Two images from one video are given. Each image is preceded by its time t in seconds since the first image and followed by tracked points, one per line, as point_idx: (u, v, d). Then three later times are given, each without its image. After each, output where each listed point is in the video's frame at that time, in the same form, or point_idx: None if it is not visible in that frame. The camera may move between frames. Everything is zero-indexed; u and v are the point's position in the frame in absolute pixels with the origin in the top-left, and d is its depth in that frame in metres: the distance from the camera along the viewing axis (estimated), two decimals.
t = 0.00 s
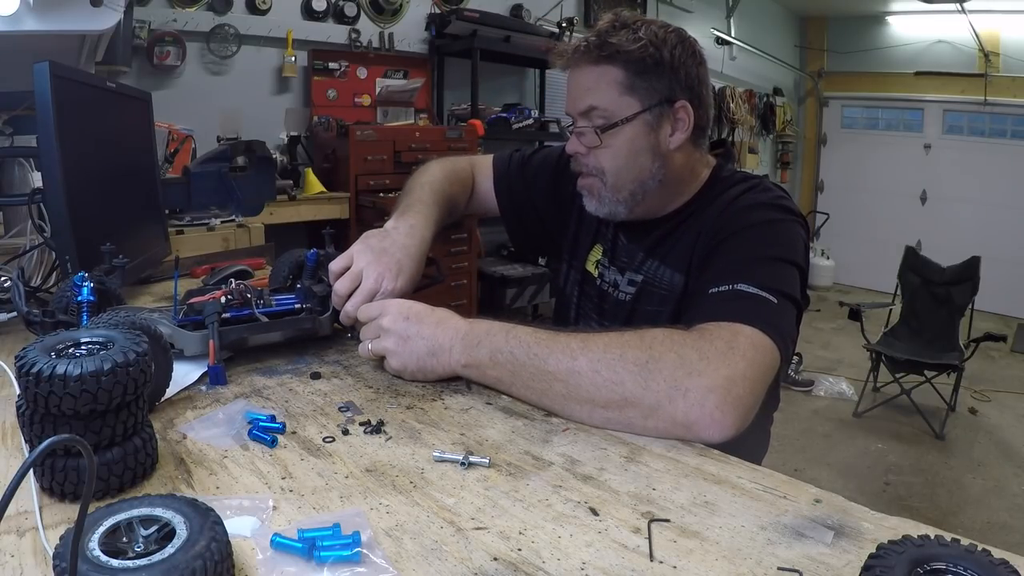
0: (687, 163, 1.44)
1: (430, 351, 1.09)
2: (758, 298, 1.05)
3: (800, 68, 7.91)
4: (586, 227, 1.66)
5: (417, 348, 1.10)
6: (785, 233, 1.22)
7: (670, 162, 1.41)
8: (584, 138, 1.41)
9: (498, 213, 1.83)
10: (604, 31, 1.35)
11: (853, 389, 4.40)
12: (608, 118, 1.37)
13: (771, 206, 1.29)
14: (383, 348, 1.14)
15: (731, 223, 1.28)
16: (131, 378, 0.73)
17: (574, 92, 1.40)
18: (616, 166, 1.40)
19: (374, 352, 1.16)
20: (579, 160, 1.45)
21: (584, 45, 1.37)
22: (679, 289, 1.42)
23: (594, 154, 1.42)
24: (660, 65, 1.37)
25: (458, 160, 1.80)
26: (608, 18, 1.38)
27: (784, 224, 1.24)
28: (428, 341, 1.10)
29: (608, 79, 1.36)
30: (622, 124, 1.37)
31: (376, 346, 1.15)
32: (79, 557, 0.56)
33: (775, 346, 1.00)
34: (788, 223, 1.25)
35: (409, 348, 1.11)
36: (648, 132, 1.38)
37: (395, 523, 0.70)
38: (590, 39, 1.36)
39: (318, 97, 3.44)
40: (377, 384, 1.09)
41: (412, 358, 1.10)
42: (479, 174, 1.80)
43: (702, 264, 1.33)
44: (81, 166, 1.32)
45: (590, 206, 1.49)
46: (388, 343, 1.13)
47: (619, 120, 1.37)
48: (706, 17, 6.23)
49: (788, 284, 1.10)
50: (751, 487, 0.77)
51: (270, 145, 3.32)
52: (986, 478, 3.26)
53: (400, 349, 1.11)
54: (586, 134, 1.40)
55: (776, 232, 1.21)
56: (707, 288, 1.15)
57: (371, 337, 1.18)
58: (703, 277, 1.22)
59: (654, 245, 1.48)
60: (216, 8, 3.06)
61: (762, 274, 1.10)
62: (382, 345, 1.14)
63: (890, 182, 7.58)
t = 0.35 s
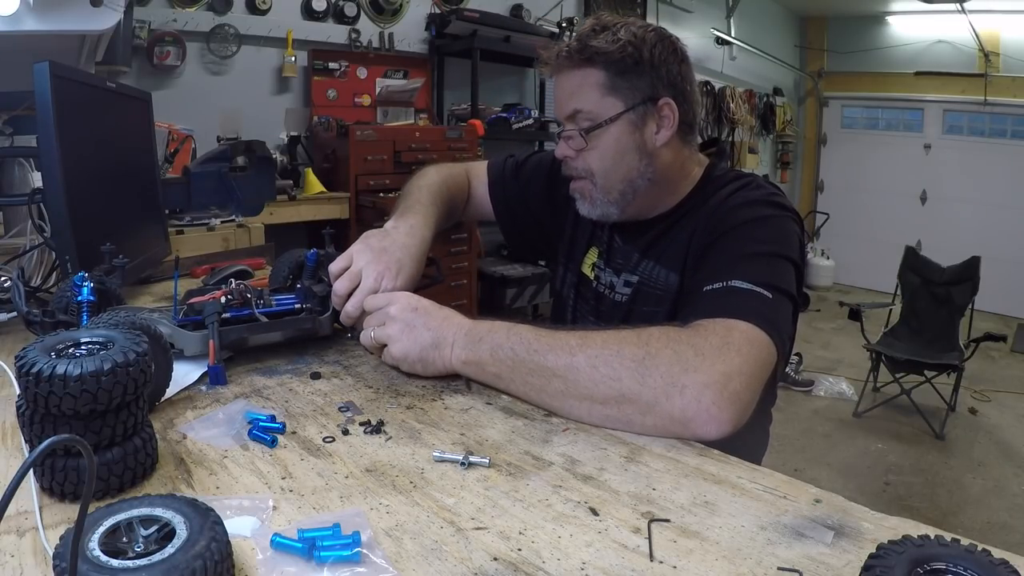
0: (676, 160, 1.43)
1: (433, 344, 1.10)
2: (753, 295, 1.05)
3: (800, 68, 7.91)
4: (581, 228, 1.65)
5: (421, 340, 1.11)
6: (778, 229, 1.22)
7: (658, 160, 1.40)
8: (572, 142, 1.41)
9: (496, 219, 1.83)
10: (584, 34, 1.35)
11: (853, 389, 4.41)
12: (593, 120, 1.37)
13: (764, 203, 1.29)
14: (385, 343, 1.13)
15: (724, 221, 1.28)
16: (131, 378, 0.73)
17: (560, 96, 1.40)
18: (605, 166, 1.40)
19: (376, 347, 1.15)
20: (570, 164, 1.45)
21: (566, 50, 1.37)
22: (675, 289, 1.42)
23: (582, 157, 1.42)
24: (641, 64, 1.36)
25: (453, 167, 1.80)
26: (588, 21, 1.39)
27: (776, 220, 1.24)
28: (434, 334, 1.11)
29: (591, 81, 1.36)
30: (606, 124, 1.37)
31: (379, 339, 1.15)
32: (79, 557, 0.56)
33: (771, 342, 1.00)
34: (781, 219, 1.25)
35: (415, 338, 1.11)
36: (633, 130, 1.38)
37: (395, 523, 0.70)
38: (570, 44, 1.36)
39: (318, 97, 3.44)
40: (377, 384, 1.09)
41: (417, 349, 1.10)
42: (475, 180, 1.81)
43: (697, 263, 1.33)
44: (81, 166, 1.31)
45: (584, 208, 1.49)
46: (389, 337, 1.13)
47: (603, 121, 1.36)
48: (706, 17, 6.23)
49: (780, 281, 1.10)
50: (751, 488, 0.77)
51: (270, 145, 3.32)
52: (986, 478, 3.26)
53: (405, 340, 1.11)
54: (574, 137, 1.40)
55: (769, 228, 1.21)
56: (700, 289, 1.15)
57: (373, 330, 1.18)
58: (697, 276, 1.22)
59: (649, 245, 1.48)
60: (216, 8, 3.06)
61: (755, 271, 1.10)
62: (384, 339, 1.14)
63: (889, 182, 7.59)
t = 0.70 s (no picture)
0: (677, 158, 1.43)
1: (438, 340, 1.10)
2: (750, 291, 1.05)
3: (800, 69, 7.91)
4: (579, 229, 1.65)
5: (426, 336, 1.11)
6: (776, 225, 1.22)
7: (658, 156, 1.41)
8: (573, 135, 1.41)
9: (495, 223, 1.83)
10: (592, 28, 1.36)
11: (853, 389, 4.41)
12: (596, 113, 1.37)
13: (762, 199, 1.29)
14: (388, 341, 1.13)
15: (722, 217, 1.28)
16: (131, 377, 0.73)
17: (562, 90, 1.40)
18: (605, 160, 1.40)
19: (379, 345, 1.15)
20: (570, 157, 1.45)
21: (572, 43, 1.38)
22: (673, 287, 1.42)
23: (584, 149, 1.42)
24: (645, 60, 1.37)
25: (452, 171, 1.81)
26: (596, 17, 1.39)
27: (774, 216, 1.24)
28: (439, 331, 1.11)
29: (595, 74, 1.36)
30: (610, 118, 1.37)
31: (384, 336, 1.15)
32: (79, 557, 0.56)
33: (769, 341, 1.00)
34: (779, 215, 1.25)
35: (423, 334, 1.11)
36: (636, 125, 1.38)
37: (395, 523, 0.70)
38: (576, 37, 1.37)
39: (318, 97, 3.44)
40: (377, 384, 1.09)
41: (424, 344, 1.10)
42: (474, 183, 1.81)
43: (695, 259, 1.33)
44: (81, 166, 1.32)
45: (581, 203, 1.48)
46: (392, 335, 1.13)
47: (607, 114, 1.37)
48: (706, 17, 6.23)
49: (777, 277, 1.10)
50: (751, 487, 0.77)
51: (270, 146, 3.32)
52: (986, 478, 3.26)
53: (411, 335, 1.12)
54: (575, 130, 1.40)
55: (766, 224, 1.21)
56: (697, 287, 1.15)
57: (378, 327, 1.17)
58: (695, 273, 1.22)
59: (648, 244, 1.48)
60: (216, 8, 3.06)
61: (752, 268, 1.10)
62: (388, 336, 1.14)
63: (889, 182, 7.59)
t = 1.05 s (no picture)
0: (688, 156, 1.46)
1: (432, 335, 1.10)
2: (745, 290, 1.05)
3: (800, 69, 7.90)
4: (576, 231, 1.65)
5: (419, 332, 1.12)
6: (775, 224, 1.21)
7: (674, 152, 1.42)
8: (592, 127, 1.39)
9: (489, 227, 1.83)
10: (616, 19, 1.35)
11: (853, 389, 4.41)
12: (620, 105, 1.36)
13: (761, 198, 1.29)
14: (383, 336, 1.13)
15: (720, 216, 1.28)
16: (131, 377, 0.73)
17: (582, 81, 1.37)
18: (626, 153, 1.39)
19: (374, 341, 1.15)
20: (586, 149, 1.43)
21: (595, 33, 1.35)
22: (672, 286, 1.42)
23: (604, 141, 1.40)
24: (666, 55, 1.38)
25: (449, 172, 1.81)
26: (614, 11, 1.40)
27: (773, 215, 1.24)
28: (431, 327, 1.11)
29: (621, 66, 1.35)
30: (636, 110, 1.37)
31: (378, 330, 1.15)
32: (79, 557, 0.56)
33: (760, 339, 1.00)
34: (778, 214, 1.25)
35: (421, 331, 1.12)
36: (658, 120, 1.39)
37: (395, 523, 0.70)
38: (602, 28, 1.35)
39: (318, 97, 3.44)
40: (377, 383, 1.09)
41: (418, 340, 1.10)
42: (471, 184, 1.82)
43: (692, 258, 1.33)
44: (81, 166, 1.32)
45: (592, 197, 1.47)
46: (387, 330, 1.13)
47: (633, 106, 1.36)
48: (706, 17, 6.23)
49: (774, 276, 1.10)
50: (751, 487, 0.77)
51: (270, 145, 3.32)
52: (986, 478, 3.26)
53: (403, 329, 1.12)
54: (596, 122, 1.38)
55: (766, 222, 1.21)
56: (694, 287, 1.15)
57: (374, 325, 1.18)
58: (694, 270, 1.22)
59: (647, 243, 1.48)
60: (216, 8, 3.06)
61: (749, 267, 1.10)
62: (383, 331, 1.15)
63: (889, 182, 7.59)
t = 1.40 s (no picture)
0: (685, 151, 1.46)
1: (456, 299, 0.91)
2: (763, 298, 1.03)
3: (799, 68, 7.90)
4: (575, 236, 1.65)
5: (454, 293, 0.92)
6: (787, 231, 1.20)
7: (671, 146, 1.42)
8: (587, 122, 1.38)
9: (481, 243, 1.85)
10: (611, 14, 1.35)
11: (853, 389, 4.41)
12: (616, 100, 1.35)
13: (771, 204, 1.27)
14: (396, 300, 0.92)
15: (730, 224, 1.26)
16: (131, 378, 0.73)
17: (578, 75, 1.36)
18: (622, 148, 1.38)
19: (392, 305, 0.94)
20: (582, 144, 1.41)
21: (591, 27, 1.35)
22: (679, 289, 1.42)
23: (600, 136, 1.39)
24: (663, 49, 1.38)
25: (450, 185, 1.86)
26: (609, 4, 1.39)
27: (784, 220, 1.22)
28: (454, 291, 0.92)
29: (617, 59, 1.34)
30: (631, 105, 1.36)
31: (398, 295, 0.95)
32: (79, 557, 0.56)
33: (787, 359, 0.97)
34: (791, 222, 1.23)
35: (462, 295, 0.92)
36: (655, 115, 1.38)
37: (395, 523, 0.70)
38: (599, 21, 1.34)
39: (318, 97, 3.44)
40: (377, 384, 1.09)
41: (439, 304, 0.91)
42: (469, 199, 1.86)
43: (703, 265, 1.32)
44: (81, 166, 1.32)
45: (590, 194, 1.46)
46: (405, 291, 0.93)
47: (629, 101, 1.35)
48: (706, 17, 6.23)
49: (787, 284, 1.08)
50: (751, 487, 0.77)
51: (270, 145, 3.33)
52: (986, 478, 3.26)
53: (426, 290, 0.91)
54: (592, 118, 1.37)
55: (778, 230, 1.19)
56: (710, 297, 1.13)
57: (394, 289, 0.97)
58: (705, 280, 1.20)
59: (651, 245, 1.48)
60: (216, 8, 3.06)
61: (765, 276, 1.08)
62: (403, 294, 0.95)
63: (889, 182, 7.59)
